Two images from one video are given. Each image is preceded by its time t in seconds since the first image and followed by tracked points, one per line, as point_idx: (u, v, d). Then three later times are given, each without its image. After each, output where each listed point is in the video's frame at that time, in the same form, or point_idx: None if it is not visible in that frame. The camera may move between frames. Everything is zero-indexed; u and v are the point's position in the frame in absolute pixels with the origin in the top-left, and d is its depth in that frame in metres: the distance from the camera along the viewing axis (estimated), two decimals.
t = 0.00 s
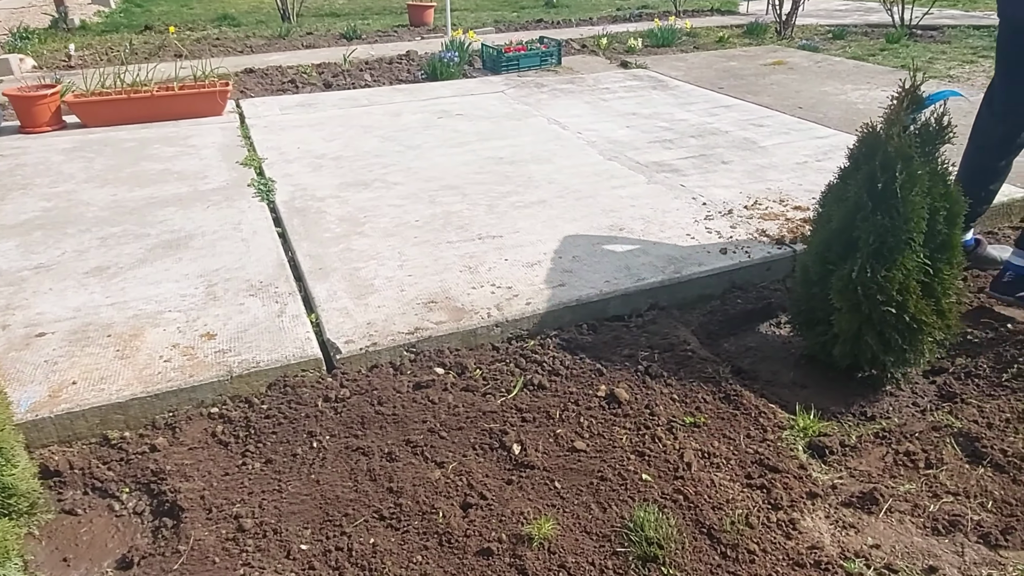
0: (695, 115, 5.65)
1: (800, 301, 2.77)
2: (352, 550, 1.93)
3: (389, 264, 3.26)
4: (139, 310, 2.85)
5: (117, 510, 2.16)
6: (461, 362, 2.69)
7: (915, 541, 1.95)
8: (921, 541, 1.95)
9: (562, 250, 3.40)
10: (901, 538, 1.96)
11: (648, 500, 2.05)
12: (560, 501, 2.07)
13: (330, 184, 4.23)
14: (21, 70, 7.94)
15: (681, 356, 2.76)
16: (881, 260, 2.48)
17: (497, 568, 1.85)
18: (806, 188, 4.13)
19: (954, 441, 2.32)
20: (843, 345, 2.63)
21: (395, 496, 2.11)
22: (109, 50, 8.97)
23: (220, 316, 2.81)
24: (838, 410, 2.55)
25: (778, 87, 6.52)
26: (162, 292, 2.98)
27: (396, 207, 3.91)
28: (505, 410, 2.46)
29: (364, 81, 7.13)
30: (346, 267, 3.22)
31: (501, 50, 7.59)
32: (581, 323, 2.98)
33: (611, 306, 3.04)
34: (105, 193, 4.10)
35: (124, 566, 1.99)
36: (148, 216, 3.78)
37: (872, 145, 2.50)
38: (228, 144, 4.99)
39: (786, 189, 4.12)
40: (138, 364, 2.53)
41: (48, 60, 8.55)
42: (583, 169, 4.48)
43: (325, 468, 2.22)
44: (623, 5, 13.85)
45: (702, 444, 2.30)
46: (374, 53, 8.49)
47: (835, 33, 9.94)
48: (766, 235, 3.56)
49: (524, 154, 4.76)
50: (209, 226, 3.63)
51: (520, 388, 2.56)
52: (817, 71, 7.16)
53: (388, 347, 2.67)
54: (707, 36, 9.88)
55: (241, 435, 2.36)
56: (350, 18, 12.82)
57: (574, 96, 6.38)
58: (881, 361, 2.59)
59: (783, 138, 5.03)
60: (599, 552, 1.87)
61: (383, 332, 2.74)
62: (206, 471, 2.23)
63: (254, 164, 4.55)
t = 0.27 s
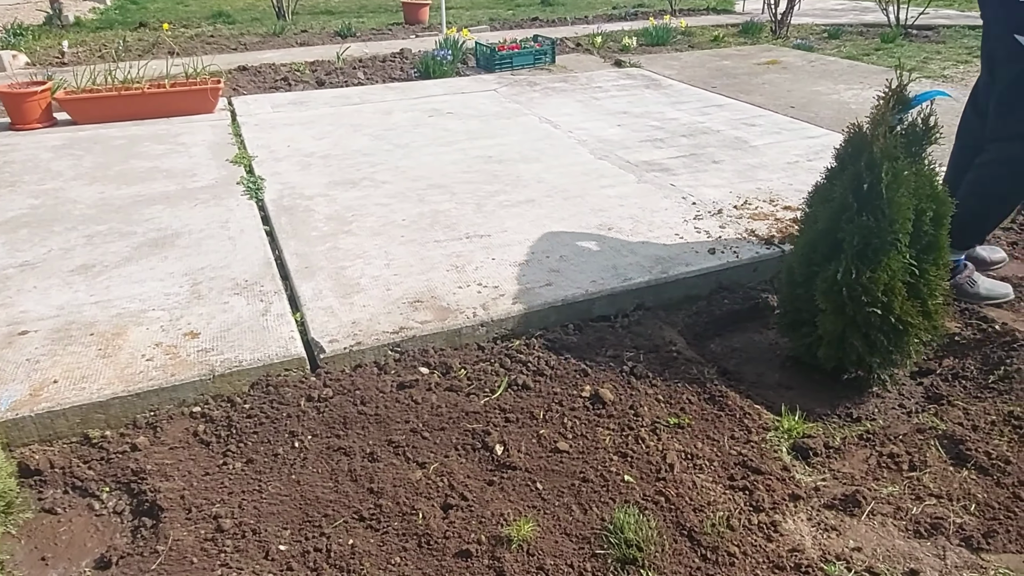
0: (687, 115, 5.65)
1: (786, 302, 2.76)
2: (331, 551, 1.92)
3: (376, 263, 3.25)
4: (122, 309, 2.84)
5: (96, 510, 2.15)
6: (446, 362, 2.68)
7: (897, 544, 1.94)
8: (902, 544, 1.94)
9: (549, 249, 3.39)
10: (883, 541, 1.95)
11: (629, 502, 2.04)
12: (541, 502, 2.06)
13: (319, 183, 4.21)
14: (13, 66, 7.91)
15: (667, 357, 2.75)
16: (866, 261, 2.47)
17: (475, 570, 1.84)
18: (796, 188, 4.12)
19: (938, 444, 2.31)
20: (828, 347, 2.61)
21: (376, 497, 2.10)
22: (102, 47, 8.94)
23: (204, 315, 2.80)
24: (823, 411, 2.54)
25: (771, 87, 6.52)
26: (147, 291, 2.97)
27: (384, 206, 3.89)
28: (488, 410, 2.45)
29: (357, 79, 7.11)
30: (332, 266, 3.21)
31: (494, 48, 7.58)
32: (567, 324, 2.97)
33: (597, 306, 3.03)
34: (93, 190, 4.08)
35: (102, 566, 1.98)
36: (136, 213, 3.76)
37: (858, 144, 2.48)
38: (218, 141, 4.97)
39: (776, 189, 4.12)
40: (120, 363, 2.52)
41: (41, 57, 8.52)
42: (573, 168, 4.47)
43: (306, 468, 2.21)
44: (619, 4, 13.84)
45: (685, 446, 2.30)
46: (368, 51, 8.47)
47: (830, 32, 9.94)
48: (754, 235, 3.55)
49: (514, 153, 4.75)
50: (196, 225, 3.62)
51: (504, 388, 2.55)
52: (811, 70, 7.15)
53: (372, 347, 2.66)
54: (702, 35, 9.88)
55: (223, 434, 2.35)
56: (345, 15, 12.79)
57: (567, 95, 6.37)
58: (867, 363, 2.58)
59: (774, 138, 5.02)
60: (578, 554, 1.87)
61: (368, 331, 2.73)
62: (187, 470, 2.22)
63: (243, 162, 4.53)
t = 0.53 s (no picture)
0: (683, 113, 5.62)
1: (777, 301, 2.74)
2: (312, 552, 1.90)
3: (365, 260, 3.22)
4: (107, 306, 2.81)
5: (76, 509, 2.12)
6: (433, 361, 2.66)
7: (885, 546, 1.92)
8: (890, 546, 1.92)
9: (540, 248, 3.36)
10: (871, 542, 1.93)
11: (615, 502, 2.02)
12: (525, 503, 2.03)
13: (311, 180, 4.19)
14: (7, 63, 7.88)
15: (657, 356, 2.73)
16: (857, 260, 2.45)
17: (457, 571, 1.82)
18: (790, 187, 4.10)
19: (929, 444, 2.29)
20: (819, 347, 2.59)
21: (359, 496, 2.07)
22: (98, 44, 8.91)
23: (189, 312, 2.77)
24: (814, 412, 2.52)
25: (767, 85, 6.50)
26: (133, 288, 2.94)
27: (375, 203, 3.87)
28: (475, 409, 2.42)
29: (352, 77, 7.08)
30: (321, 263, 3.18)
31: (491, 46, 7.56)
32: (557, 322, 2.94)
33: (588, 305, 3.01)
34: (82, 187, 4.05)
35: (81, 566, 1.95)
36: (124, 210, 3.73)
37: (850, 142, 2.45)
38: (210, 138, 4.94)
39: (770, 187, 4.09)
40: (103, 361, 2.49)
41: (35, 53, 8.49)
42: (566, 166, 4.44)
43: (289, 467, 2.18)
44: (617, 2, 13.82)
45: (673, 445, 2.27)
46: (364, 49, 8.44)
47: (828, 32, 9.91)
48: (747, 234, 3.53)
49: (508, 151, 4.72)
50: (185, 222, 3.59)
51: (491, 387, 2.53)
52: (808, 69, 7.12)
53: (358, 345, 2.63)
54: (700, 34, 9.85)
55: (206, 433, 2.32)
56: (343, 13, 12.76)
57: (562, 93, 6.35)
58: (858, 363, 2.56)
59: (769, 136, 5.00)
60: (561, 555, 1.84)
61: (355, 329, 2.71)
62: (169, 469, 2.19)
63: (235, 159, 4.50)
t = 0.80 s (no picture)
0: (678, 109, 5.58)
1: (771, 296, 2.69)
2: (291, 551, 1.86)
3: (353, 255, 3.18)
4: (90, 301, 2.76)
5: (53, 507, 2.08)
6: (421, 356, 2.61)
7: (877, 545, 1.88)
8: (883, 546, 1.88)
9: (532, 243, 3.32)
10: (863, 542, 1.89)
11: (602, 500, 1.97)
12: (511, 501, 1.99)
13: (301, 175, 4.14)
14: None
15: (648, 352, 2.68)
16: (851, 254, 2.41)
17: (439, 571, 1.78)
18: (785, 182, 4.06)
19: (923, 442, 2.25)
20: (812, 343, 2.55)
21: (341, 494, 2.03)
22: (91, 39, 8.85)
23: (173, 307, 2.73)
24: (807, 409, 2.47)
25: (763, 81, 6.45)
26: (117, 283, 2.89)
27: (365, 198, 3.82)
28: (462, 406, 2.38)
29: (346, 72, 7.04)
30: (308, 258, 3.14)
31: (486, 41, 7.51)
32: (548, 318, 2.90)
33: (579, 301, 2.96)
34: (69, 181, 4.01)
35: (57, 565, 1.91)
36: (111, 204, 3.68)
37: (844, 134, 2.40)
38: (200, 133, 4.89)
39: (765, 183, 4.05)
40: (83, 356, 2.45)
41: (28, 48, 8.43)
42: (559, 161, 4.40)
43: (271, 464, 2.14)
44: None
45: (663, 443, 2.23)
46: (359, 44, 8.39)
47: (826, 28, 9.87)
48: (742, 229, 3.49)
49: (501, 146, 4.68)
50: (172, 216, 3.54)
51: (479, 383, 2.49)
52: (805, 65, 7.08)
53: (344, 341, 2.59)
54: (697, 30, 9.80)
55: (188, 429, 2.28)
56: (339, 9, 12.70)
57: (558, 88, 6.30)
58: (852, 359, 2.51)
59: (765, 132, 4.96)
60: (546, 555, 1.80)
61: (341, 325, 2.66)
62: (149, 466, 2.15)
63: (225, 154, 4.46)
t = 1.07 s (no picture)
0: (673, 104, 5.55)
1: (763, 290, 2.67)
2: (273, 548, 1.83)
3: (342, 250, 3.14)
4: (73, 296, 2.73)
5: (33, 504, 2.04)
6: (409, 351, 2.58)
7: (867, 541, 1.86)
8: (872, 542, 1.86)
9: (522, 237, 3.29)
10: (853, 538, 1.87)
11: (589, 496, 1.95)
12: (497, 497, 1.97)
13: (291, 169, 4.11)
14: None
15: (638, 347, 2.66)
16: (843, 247, 2.38)
17: (421, 568, 1.75)
18: (779, 177, 4.03)
19: (914, 437, 2.22)
20: (804, 337, 2.52)
21: (325, 490, 2.00)
22: (83, 34, 8.79)
23: (158, 302, 2.70)
24: (798, 404, 2.45)
25: (759, 76, 6.43)
26: (102, 277, 2.86)
27: (356, 193, 3.79)
28: (449, 401, 2.35)
29: (340, 67, 7.00)
30: (296, 253, 3.11)
31: (480, 36, 7.47)
32: (538, 313, 2.87)
33: (569, 295, 2.93)
34: (57, 175, 3.97)
35: (35, 563, 1.88)
36: (98, 199, 3.64)
37: (836, 126, 2.37)
38: (191, 127, 4.85)
39: (759, 177, 4.02)
40: (65, 352, 2.42)
41: (20, 43, 8.37)
42: (552, 155, 4.37)
43: (255, 460, 2.11)
44: None
45: (652, 438, 2.20)
46: (353, 39, 8.35)
47: (823, 24, 9.84)
48: (735, 224, 3.46)
49: (493, 141, 4.65)
50: (159, 211, 3.50)
51: (467, 378, 2.46)
52: (801, 61, 7.05)
53: (331, 336, 2.56)
54: (693, 26, 9.77)
55: (171, 425, 2.25)
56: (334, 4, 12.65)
57: (552, 83, 6.27)
58: (844, 354, 2.49)
59: (759, 127, 4.93)
60: (531, 552, 1.78)
61: (327, 319, 2.63)
62: (130, 462, 2.12)
63: (214, 148, 4.42)
